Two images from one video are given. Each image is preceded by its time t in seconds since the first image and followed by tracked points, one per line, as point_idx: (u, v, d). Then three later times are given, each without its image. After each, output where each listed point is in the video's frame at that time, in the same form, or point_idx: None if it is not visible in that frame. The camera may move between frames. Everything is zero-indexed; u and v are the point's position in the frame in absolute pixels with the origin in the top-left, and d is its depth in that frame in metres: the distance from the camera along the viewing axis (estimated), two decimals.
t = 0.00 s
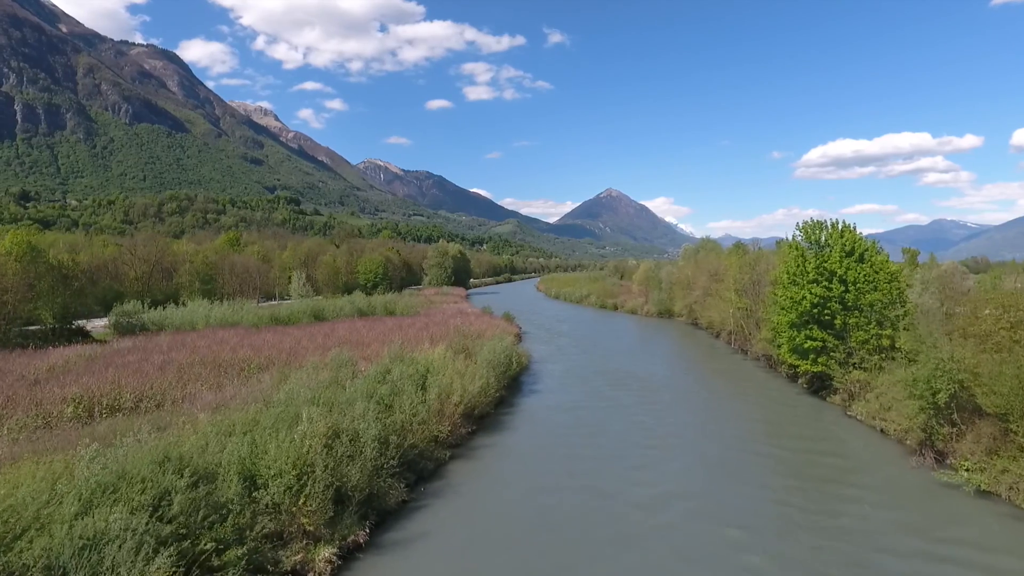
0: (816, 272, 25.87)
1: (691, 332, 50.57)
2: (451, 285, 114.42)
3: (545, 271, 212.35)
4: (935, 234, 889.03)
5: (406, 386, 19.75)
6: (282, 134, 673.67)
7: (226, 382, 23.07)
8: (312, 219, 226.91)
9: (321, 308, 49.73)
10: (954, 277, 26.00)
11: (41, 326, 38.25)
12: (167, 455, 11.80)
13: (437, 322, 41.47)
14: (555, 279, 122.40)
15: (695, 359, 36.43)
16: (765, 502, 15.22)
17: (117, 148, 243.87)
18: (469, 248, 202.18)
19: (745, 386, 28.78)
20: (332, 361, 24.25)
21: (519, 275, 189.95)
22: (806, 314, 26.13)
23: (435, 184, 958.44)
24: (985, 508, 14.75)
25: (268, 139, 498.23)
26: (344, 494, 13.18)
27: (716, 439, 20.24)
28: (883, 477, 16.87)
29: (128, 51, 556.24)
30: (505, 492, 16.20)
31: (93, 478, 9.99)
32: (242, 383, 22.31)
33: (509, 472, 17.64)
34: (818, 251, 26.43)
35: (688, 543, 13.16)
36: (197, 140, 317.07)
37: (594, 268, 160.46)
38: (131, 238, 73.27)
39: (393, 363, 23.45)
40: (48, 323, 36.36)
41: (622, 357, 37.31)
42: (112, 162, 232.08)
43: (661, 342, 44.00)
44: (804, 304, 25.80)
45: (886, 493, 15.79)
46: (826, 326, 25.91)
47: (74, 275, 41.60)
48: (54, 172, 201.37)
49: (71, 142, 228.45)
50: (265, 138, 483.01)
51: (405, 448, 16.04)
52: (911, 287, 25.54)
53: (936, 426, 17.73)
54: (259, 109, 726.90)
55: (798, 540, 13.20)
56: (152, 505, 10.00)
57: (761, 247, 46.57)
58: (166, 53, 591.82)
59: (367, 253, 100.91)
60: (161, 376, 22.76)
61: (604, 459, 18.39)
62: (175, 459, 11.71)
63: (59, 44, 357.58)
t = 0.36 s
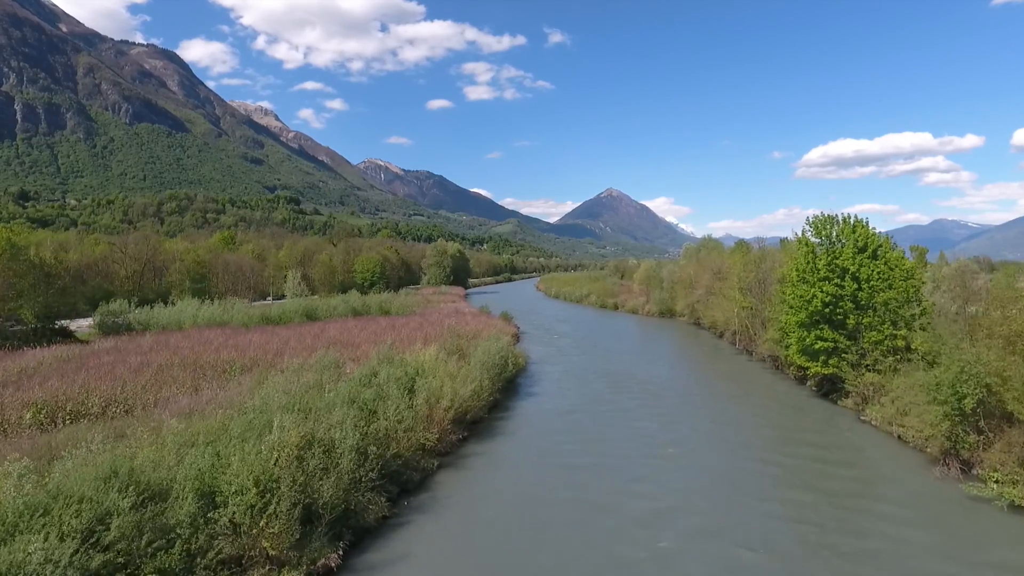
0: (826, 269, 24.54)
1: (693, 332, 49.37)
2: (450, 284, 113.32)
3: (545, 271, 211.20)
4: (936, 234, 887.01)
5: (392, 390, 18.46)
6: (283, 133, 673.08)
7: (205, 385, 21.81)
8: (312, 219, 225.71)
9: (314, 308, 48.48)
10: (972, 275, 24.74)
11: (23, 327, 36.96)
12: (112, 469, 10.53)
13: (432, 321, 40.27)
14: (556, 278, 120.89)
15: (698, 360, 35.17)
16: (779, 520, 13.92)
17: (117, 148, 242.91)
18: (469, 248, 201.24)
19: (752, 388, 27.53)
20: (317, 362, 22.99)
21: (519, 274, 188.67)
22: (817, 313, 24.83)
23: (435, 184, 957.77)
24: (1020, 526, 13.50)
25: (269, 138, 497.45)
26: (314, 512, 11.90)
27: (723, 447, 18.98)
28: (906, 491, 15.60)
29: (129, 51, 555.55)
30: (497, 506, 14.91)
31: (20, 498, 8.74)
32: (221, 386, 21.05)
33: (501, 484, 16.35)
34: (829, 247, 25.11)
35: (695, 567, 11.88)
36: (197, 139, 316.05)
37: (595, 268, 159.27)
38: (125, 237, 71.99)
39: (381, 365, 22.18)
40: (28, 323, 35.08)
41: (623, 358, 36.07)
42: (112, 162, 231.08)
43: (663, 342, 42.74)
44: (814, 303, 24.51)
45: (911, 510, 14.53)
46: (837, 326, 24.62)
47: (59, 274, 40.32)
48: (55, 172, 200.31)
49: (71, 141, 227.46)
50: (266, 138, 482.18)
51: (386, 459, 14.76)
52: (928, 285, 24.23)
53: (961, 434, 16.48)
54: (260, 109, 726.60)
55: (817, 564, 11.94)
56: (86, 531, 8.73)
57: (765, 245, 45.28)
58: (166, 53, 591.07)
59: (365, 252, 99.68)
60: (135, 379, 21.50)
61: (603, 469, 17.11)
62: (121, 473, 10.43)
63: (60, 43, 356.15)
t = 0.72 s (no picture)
0: (839, 266, 23.28)
1: (695, 332, 48.19)
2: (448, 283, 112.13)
3: (545, 271, 209.97)
4: (938, 234, 885.30)
5: (375, 395, 17.19)
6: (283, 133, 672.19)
7: (181, 389, 20.54)
8: (311, 219, 224.54)
9: (307, 307, 47.29)
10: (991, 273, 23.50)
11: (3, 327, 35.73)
12: (44, 486, 9.23)
13: (427, 321, 39.06)
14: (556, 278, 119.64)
15: (702, 361, 33.91)
16: (795, 541, 12.66)
17: (118, 147, 241.98)
18: (469, 248, 200.13)
19: (759, 392, 26.27)
20: (301, 364, 21.73)
21: (519, 274, 187.39)
22: (828, 312, 23.56)
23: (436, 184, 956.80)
24: None
25: (269, 138, 496.47)
26: (277, 534, 10.63)
27: (732, 457, 17.70)
28: (933, 508, 14.35)
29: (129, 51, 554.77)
30: (486, 523, 13.67)
31: None
32: (196, 389, 19.78)
33: (492, 497, 15.10)
34: (840, 243, 23.85)
35: None
36: (197, 139, 314.98)
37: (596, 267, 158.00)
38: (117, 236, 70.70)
39: (368, 367, 20.95)
40: (7, 323, 33.85)
41: (624, 359, 34.80)
42: (112, 161, 230.03)
43: (665, 343, 41.53)
44: (826, 302, 23.24)
45: (940, 531, 13.27)
46: (849, 326, 23.35)
47: (42, 272, 39.08)
48: (55, 172, 199.26)
49: (71, 140, 226.40)
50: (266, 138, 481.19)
51: (364, 471, 13.49)
52: (946, 284, 22.97)
53: (990, 443, 15.26)
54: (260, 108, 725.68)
55: None
56: None
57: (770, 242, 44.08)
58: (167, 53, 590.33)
59: (362, 251, 98.48)
60: (106, 383, 20.23)
61: (603, 482, 15.83)
62: (53, 491, 9.14)
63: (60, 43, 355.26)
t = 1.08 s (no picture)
0: (852, 263, 21.98)
1: (698, 332, 46.96)
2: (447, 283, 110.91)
3: (546, 270, 208.81)
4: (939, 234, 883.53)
5: (356, 401, 15.86)
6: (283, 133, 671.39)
7: (154, 393, 19.30)
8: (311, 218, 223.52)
9: (300, 306, 46.10)
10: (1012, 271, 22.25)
11: None
12: None
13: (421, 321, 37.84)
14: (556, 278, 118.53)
15: (706, 362, 32.66)
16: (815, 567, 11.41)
17: (118, 146, 241.14)
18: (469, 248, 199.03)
19: (767, 396, 25.01)
20: (281, 365, 20.44)
21: (519, 273, 186.21)
22: (842, 312, 22.26)
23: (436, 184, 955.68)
24: None
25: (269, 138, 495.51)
26: (230, 564, 9.38)
27: (742, 470, 16.38)
28: (964, 527, 13.06)
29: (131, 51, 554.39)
30: (474, 543, 12.37)
31: None
32: (168, 393, 18.49)
33: (482, 513, 13.82)
34: (852, 239, 22.51)
35: None
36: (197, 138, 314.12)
37: (596, 267, 156.84)
38: (110, 234, 69.46)
39: (353, 369, 19.69)
40: None
41: (625, 361, 33.53)
42: (112, 160, 229.07)
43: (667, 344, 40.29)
44: (839, 300, 21.94)
45: (974, 554, 12.03)
46: (864, 326, 22.08)
47: (25, 270, 37.84)
48: (56, 172, 198.40)
49: (71, 140, 225.52)
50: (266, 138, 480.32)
51: (338, 485, 12.23)
52: (966, 282, 21.70)
53: None
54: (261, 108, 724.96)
55: None
56: None
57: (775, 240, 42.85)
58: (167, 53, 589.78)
59: (360, 251, 97.30)
60: (74, 386, 19.00)
61: (602, 496, 14.54)
62: None
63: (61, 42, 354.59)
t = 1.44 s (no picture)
0: (868, 259, 20.71)
1: (701, 333, 45.78)
2: (446, 283, 109.80)
3: (546, 270, 207.67)
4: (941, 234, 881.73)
5: (333, 407, 14.57)
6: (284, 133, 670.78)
7: (123, 397, 18.07)
8: (310, 218, 222.38)
9: (293, 305, 44.93)
10: None
11: None
12: None
13: (415, 320, 36.67)
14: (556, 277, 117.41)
15: (710, 364, 31.44)
16: None
17: (118, 146, 240.22)
18: (469, 247, 197.94)
19: (775, 400, 23.78)
20: (260, 367, 19.17)
21: (519, 273, 185.03)
22: (856, 311, 21.01)
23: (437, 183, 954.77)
24: None
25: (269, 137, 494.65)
26: None
27: (754, 483, 15.12)
28: (1000, 550, 11.85)
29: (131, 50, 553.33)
30: (457, 566, 11.13)
31: None
32: (138, 397, 17.28)
33: (469, 531, 12.55)
34: (867, 234, 21.25)
35: None
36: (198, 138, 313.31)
37: (597, 267, 155.72)
38: (102, 232, 68.19)
39: (337, 372, 18.51)
40: None
41: (626, 362, 32.31)
42: (112, 160, 228.05)
43: (669, 345, 39.11)
44: (853, 299, 20.69)
45: None
46: (879, 326, 20.87)
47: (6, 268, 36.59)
48: (56, 171, 197.43)
49: (71, 139, 224.52)
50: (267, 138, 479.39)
51: (306, 503, 10.93)
52: (988, 280, 20.50)
53: None
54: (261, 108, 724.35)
55: None
56: None
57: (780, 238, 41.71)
58: (168, 52, 589.40)
59: (358, 249, 96.17)
60: (37, 389, 17.77)
61: (600, 514, 13.26)
62: None
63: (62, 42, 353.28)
